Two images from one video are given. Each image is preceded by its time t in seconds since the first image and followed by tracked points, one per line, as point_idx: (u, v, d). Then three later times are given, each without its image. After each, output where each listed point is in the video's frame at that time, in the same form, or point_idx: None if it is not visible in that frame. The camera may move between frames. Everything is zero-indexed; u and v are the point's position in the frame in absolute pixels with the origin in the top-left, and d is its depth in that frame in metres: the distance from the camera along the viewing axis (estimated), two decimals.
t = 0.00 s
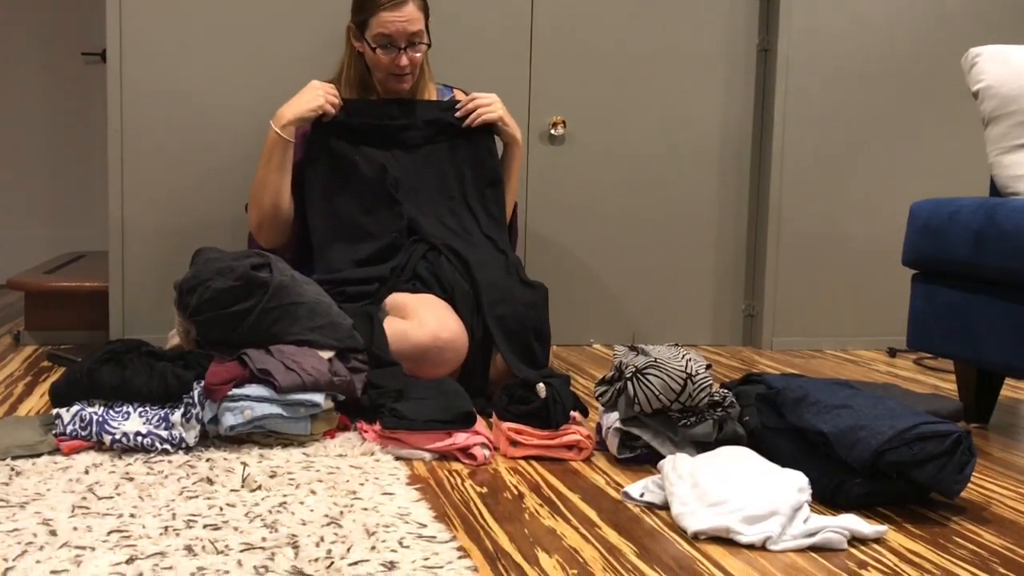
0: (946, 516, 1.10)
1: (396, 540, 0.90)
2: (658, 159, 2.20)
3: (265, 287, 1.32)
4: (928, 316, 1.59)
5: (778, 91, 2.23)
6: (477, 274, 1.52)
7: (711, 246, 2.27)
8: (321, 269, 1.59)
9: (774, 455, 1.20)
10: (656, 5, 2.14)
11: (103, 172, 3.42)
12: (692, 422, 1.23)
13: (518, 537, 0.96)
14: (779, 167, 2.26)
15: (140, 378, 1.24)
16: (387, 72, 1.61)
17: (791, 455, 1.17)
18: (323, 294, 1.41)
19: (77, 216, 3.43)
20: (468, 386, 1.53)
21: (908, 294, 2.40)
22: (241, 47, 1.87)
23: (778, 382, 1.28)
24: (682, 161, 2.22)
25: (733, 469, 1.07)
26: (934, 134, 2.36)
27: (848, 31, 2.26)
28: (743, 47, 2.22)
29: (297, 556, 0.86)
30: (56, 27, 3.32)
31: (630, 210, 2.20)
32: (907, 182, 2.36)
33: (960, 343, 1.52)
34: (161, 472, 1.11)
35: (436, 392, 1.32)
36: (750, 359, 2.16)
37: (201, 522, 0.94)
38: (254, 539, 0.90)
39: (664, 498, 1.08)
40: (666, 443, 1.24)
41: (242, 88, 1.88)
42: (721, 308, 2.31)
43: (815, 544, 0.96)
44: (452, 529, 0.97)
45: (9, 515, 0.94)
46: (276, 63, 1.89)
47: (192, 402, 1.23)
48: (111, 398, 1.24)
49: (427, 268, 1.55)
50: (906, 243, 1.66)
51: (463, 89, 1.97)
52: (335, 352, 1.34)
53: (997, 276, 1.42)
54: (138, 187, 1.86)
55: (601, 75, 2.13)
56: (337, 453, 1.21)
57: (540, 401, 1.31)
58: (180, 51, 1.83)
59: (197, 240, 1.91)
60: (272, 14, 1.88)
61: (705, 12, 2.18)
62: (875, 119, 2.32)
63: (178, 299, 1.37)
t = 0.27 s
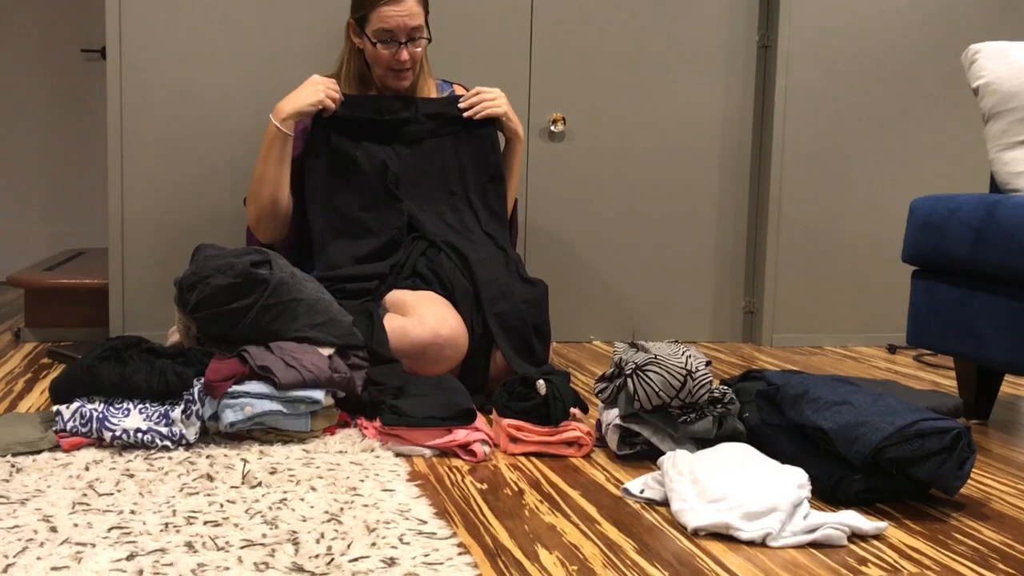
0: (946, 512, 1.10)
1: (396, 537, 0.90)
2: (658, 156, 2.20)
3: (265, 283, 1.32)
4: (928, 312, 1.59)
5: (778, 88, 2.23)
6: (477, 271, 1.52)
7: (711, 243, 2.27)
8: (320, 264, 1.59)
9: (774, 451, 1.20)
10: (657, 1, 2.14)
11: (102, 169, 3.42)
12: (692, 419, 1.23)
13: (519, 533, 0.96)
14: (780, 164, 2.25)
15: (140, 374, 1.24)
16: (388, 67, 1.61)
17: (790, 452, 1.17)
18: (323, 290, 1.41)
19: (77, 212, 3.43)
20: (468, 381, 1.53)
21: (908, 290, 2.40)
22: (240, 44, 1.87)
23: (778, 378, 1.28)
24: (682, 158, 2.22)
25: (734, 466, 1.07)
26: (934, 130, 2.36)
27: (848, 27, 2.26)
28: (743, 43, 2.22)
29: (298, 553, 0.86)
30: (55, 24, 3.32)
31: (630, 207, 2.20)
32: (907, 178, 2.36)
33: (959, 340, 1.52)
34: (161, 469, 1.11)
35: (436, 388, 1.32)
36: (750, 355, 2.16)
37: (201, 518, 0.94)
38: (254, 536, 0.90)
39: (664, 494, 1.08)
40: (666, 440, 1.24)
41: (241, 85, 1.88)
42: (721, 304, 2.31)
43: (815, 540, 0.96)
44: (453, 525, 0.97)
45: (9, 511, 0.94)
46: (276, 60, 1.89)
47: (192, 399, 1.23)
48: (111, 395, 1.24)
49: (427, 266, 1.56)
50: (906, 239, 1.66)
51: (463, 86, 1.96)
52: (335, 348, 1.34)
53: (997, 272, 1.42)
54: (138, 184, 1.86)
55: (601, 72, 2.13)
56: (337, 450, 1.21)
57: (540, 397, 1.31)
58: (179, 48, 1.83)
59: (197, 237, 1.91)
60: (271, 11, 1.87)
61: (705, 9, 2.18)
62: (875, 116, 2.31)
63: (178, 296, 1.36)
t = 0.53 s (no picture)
0: (946, 511, 1.10)
1: (397, 535, 0.90)
2: (658, 154, 2.20)
3: (265, 282, 1.32)
4: (928, 311, 1.59)
5: (778, 86, 2.22)
6: (477, 270, 1.52)
7: (712, 242, 2.27)
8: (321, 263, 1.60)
9: (774, 449, 1.20)
10: None
11: (102, 169, 3.42)
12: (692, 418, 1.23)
13: (519, 532, 0.96)
14: (780, 163, 2.25)
15: (140, 374, 1.24)
16: (388, 65, 1.60)
17: (790, 450, 1.17)
18: (323, 289, 1.41)
19: (77, 212, 3.43)
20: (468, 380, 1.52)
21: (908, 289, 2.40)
22: (240, 43, 1.86)
23: (778, 378, 1.28)
24: (682, 157, 2.22)
25: (734, 464, 1.06)
26: (934, 129, 2.36)
27: (848, 26, 2.26)
28: (743, 42, 2.22)
29: (298, 552, 0.86)
30: (55, 23, 3.32)
31: (630, 205, 2.20)
32: (907, 177, 2.36)
33: (959, 338, 1.52)
34: (161, 468, 1.11)
35: (436, 387, 1.32)
36: (750, 354, 2.16)
37: (201, 517, 0.94)
38: (254, 535, 0.90)
39: (664, 493, 1.08)
40: (666, 439, 1.24)
41: (241, 84, 1.88)
42: (721, 303, 2.31)
43: (815, 539, 0.96)
44: (453, 524, 0.97)
45: (9, 511, 0.94)
46: (276, 58, 1.89)
47: (191, 398, 1.23)
48: (110, 394, 1.24)
49: (426, 265, 1.55)
50: (906, 238, 1.66)
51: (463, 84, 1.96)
52: (335, 347, 1.34)
53: (997, 271, 1.42)
54: (137, 183, 1.86)
55: (601, 70, 2.12)
56: (337, 449, 1.21)
57: (541, 396, 1.31)
58: (178, 47, 1.83)
59: (196, 236, 1.91)
60: (270, 10, 1.87)
61: (705, 8, 2.18)
62: (875, 114, 2.31)
63: (178, 294, 1.36)
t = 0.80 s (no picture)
0: (946, 513, 1.10)
1: (397, 538, 0.90)
2: (658, 157, 2.20)
3: (265, 285, 1.32)
4: (928, 312, 1.59)
5: (778, 88, 2.23)
6: (477, 273, 1.52)
7: (711, 244, 2.27)
8: (321, 268, 1.58)
9: (774, 451, 1.20)
10: (656, 2, 2.14)
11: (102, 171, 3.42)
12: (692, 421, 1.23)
13: (519, 535, 0.96)
14: (780, 165, 2.26)
15: (140, 376, 1.24)
16: (377, 53, 1.65)
17: (790, 452, 1.18)
18: (324, 292, 1.41)
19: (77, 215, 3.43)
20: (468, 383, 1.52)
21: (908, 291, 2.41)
22: (240, 46, 1.87)
23: (778, 380, 1.28)
24: (682, 159, 2.22)
25: (734, 467, 1.06)
26: (933, 131, 2.36)
27: (848, 28, 2.26)
28: (742, 44, 2.22)
29: (298, 554, 0.86)
30: (55, 26, 3.32)
31: (630, 208, 2.20)
32: (907, 179, 2.36)
33: (959, 340, 1.52)
34: (161, 471, 1.11)
35: (437, 390, 1.32)
36: (750, 356, 2.16)
37: (201, 520, 0.94)
38: (254, 538, 0.90)
39: (664, 495, 1.08)
40: (666, 441, 1.24)
41: (241, 87, 1.88)
42: (721, 305, 2.31)
43: (815, 541, 0.96)
44: (453, 526, 0.97)
45: (9, 513, 0.94)
46: (276, 61, 1.89)
47: (192, 401, 1.23)
48: (111, 397, 1.24)
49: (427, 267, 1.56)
50: (905, 240, 1.66)
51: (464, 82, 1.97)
52: (335, 350, 1.34)
53: (997, 273, 1.42)
54: (137, 186, 1.86)
55: (601, 73, 2.13)
56: (338, 451, 1.21)
57: (540, 398, 1.32)
58: (178, 50, 1.83)
59: (196, 239, 1.91)
60: (270, 13, 1.87)
61: (705, 10, 2.18)
62: (875, 117, 2.31)
63: (178, 297, 1.36)
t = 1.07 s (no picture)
0: (946, 518, 1.10)
1: (397, 544, 0.90)
2: (657, 162, 2.21)
3: (265, 290, 1.32)
4: (928, 317, 1.59)
5: (777, 93, 2.23)
6: (477, 278, 1.52)
7: (711, 249, 2.27)
8: (321, 273, 1.60)
9: (774, 456, 1.20)
10: (655, 8, 2.14)
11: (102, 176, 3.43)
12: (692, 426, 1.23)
13: (519, 541, 0.96)
14: (779, 170, 2.26)
15: (140, 381, 1.24)
16: (377, 57, 1.66)
17: (790, 457, 1.17)
18: (324, 297, 1.41)
19: (77, 220, 3.44)
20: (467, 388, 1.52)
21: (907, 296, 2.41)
22: (240, 52, 1.87)
23: (778, 385, 1.28)
24: (682, 164, 2.23)
25: (734, 472, 1.06)
26: (933, 135, 2.36)
27: (846, 33, 2.26)
28: (742, 50, 2.23)
29: (298, 560, 0.86)
30: (54, 32, 3.33)
31: (629, 213, 2.20)
32: (906, 184, 2.36)
33: (959, 345, 1.52)
34: (161, 476, 1.11)
35: (437, 395, 1.32)
36: (750, 361, 2.16)
37: (201, 526, 0.94)
38: (254, 543, 0.90)
39: (664, 500, 1.08)
40: (666, 446, 1.24)
41: (241, 93, 1.88)
42: (721, 310, 2.31)
43: (815, 546, 0.96)
44: (452, 532, 0.97)
45: (8, 519, 0.94)
46: (276, 67, 1.90)
47: (191, 406, 1.23)
48: (110, 403, 1.24)
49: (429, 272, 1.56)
50: (905, 244, 1.66)
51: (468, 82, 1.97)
52: (335, 355, 1.34)
53: (997, 277, 1.42)
54: (138, 191, 1.86)
55: (600, 78, 2.13)
56: (337, 457, 1.20)
57: (541, 403, 1.31)
58: (179, 55, 1.84)
59: (196, 244, 1.91)
60: (270, 20, 1.88)
61: (704, 15, 2.18)
62: (874, 121, 2.32)
63: (178, 302, 1.37)
